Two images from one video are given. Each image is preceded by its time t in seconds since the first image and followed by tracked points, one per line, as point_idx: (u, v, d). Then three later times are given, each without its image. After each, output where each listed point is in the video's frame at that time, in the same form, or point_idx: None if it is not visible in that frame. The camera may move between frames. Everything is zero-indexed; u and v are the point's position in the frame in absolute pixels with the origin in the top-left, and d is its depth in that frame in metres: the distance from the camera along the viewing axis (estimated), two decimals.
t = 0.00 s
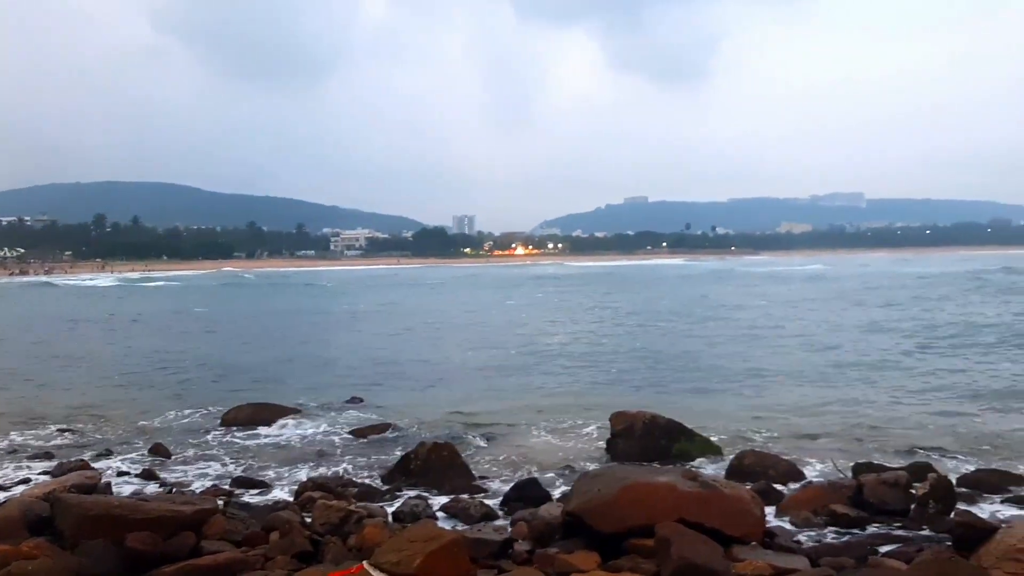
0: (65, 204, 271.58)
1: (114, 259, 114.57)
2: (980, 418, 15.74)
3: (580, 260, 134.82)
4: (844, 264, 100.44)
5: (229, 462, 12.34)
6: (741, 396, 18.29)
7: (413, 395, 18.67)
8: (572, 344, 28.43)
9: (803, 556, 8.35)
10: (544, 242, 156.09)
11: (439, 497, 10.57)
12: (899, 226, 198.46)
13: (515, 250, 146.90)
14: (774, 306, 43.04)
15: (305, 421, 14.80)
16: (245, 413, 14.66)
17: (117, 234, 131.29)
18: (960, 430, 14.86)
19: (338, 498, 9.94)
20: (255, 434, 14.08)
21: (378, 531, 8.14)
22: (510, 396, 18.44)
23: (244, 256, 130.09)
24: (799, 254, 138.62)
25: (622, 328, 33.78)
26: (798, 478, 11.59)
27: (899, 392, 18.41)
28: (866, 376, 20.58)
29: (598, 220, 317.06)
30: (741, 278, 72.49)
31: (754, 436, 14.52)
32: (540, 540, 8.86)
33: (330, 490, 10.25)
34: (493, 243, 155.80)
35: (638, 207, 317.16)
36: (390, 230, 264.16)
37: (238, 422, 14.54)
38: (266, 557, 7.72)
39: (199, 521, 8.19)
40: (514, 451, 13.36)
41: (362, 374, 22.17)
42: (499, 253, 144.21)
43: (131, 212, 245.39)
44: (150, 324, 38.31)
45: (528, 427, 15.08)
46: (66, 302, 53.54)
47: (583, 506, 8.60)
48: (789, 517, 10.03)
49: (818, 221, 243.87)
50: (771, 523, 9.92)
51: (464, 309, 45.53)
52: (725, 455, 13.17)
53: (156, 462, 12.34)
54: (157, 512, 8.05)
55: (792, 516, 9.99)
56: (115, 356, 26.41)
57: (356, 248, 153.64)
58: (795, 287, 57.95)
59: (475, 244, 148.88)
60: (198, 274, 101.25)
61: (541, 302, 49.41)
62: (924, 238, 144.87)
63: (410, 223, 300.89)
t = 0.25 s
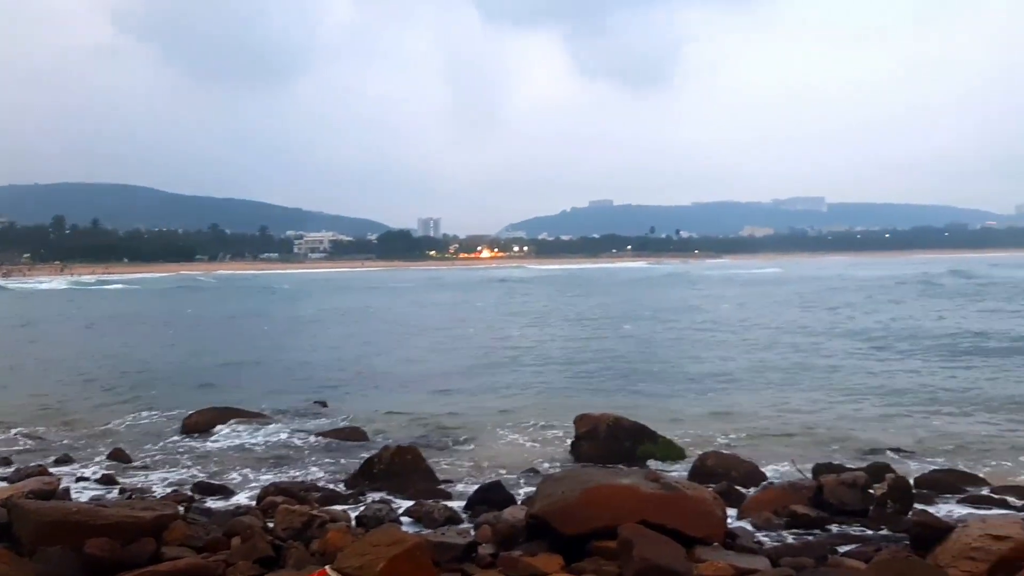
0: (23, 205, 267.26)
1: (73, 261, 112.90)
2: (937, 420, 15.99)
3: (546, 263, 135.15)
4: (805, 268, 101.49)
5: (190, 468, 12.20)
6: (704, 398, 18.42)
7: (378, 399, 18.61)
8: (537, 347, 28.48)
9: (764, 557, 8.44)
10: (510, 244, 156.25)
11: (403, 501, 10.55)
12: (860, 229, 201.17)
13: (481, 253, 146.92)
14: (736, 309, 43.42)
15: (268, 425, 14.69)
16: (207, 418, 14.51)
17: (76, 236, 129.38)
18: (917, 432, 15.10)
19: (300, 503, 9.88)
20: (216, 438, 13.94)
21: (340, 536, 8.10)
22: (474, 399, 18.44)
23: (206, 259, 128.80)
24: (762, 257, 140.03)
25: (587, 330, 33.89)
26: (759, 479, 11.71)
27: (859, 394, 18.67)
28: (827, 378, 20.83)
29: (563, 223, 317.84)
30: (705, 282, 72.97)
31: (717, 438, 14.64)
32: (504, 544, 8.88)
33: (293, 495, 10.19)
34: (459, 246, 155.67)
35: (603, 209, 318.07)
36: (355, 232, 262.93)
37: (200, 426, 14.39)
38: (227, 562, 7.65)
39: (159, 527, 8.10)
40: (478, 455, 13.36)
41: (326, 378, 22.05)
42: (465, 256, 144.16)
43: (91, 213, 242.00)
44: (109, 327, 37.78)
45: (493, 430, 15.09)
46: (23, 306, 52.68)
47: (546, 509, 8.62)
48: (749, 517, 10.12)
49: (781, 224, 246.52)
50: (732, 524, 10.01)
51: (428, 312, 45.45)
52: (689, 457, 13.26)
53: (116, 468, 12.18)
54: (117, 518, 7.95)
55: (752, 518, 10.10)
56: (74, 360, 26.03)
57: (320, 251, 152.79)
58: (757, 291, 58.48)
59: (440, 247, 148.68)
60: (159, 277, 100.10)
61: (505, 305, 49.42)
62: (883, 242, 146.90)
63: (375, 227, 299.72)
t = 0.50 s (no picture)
0: None
1: (30, 264, 111.01)
2: (894, 421, 16.23)
3: (510, 266, 135.33)
4: (765, 270, 102.52)
5: (149, 473, 12.05)
6: (667, 401, 18.53)
7: (341, 403, 18.50)
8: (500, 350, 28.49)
9: (724, 557, 8.53)
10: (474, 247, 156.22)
11: (365, 505, 10.51)
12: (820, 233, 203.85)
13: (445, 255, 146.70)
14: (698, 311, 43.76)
15: (229, 429, 14.54)
16: (167, 423, 14.34)
17: (32, 238, 127.22)
18: (875, 433, 15.31)
19: (261, 508, 9.80)
20: (176, 443, 13.77)
21: (301, 541, 8.05)
22: (438, 403, 18.39)
23: (166, 262, 127.28)
24: (723, 259, 141.29)
25: (551, 333, 33.97)
26: (720, 480, 11.81)
27: (819, 396, 18.90)
28: (787, 380, 21.07)
29: (527, 226, 318.46)
30: (668, 284, 73.38)
31: (679, 440, 14.74)
32: (467, 548, 8.87)
33: (253, 500, 10.11)
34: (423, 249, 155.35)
35: (568, 212, 318.99)
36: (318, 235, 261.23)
37: (159, 432, 14.22)
38: (186, 568, 7.56)
39: (116, 534, 7.99)
40: (442, 458, 13.32)
41: (288, 382, 21.87)
42: (429, 259, 143.85)
43: (48, 215, 238.09)
44: (66, 331, 37.18)
45: (456, 434, 15.06)
46: None
47: (509, 512, 8.63)
48: (711, 518, 10.21)
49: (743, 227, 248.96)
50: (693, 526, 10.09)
51: (391, 315, 45.27)
52: (651, 459, 13.34)
53: (72, 474, 11.99)
54: (73, 525, 7.82)
55: (714, 519, 10.18)
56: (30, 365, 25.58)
57: (282, 254, 151.57)
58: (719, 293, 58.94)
59: (404, 250, 148.25)
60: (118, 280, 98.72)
61: (468, 308, 49.38)
62: (842, 245, 148.81)
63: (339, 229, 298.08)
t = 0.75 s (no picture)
0: None
1: None
2: (865, 424, 16.38)
3: (485, 270, 135.35)
4: (737, 274, 103.13)
5: (119, 479, 11.93)
6: (640, 404, 18.58)
7: (314, 407, 18.40)
8: (475, 354, 28.46)
9: (697, 559, 8.58)
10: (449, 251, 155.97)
11: (338, 510, 10.47)
12: (793, 237, 205.45)
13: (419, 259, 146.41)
14: (670, 315, 43.92)
15: (199, 435, 14.44)
16: (137, 428, 14.21)
17: None
18: (846, 435, 15.45)
19: (233, 513, 9.75)
20: (146, 449, 13.64)
21: (273, 547, 8.01)
22: (411, 407, 18.35)
23: (137, 265, 126.04)
24: (697, 263, 142.03)
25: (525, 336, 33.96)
26: (692, 482, 11.88)
27: (791, 399, 19.04)
28: (759, 383, 21.21)
29: (502, 229, 318.61)
30: (641, 288, 73.61)
31: (653, 443, 14.79)
32: (441, 551, 8.87)
33: (225, 506, 10.05)
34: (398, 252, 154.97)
35: (543, 215, 319.27)
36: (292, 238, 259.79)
37: (130, 437, 14.08)
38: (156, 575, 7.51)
39: (85, 539, 7.92)
40: (416, 463, 13.28)
41: (261, 386, 21.74)
42: (403, 262, 143.51)
43: (17, 218, 235.10)
44: (34, 336, 36.72)
45: (429, 438, 15.03)
46: None
47: (482, 516, 8.64)
48: (683, 520, 10.28)
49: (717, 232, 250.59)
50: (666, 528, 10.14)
51: (365, 319, 45.12)
52: (624, 462, 13.37)
53: (41, 479, 11.85)
54: (42, 531, 7.75)
55: (686, 521, 10.24)
56: None
57: (255, 258, 150.59)
58: (692, 296, 59.19)
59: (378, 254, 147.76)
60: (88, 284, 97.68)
61: (442, 312, 49.29)
62: (814, 249, 150.00)
63: (313, 232, 296.70)
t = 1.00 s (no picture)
0: None
1: None
2: (846, 425, 16.47)
3: (468, 272, 135.38)
4: (720, 276, 103.42)
5: (99, 482, 11.84)
6: (623, 406, 18.61)
7: (296, 410, 18.33)
8: (458, 356, 28.44)
9: (680, 561, 8.61)
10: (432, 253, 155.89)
11: (320, 513, 10.43)
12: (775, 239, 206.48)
13: (403, 261, 146.32)
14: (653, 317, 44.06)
15: (181, 437, 14.35)
16: (118, 430, 14.11)
17: None
18: (827, 437, 15.53)
19: (215, 516, 9.70)
20: (127, 452, 13.54)
21: (255, 550, 7.97)
22: (395, 409, 18.30)
23: (118, 267, 125.31)
24: (679, 265, 142.60)
25: (508, 339, 33.94)
26: (675, 483, 11.91)
27: (774, 401, 19.11)
28: (742, 385, 21.28)
29: (486, 231, 318.80)
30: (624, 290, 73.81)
31: (636, 444, 14.82)
32: (424, 554, 8.85)
33: (207, 509, 9.99)
34: (381, 254, 154.71)
35: (527, 218, 319.63)
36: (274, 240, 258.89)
37: (111, 439, 13.98)
38: None
39: (65, 543, 7.86)
40: (399, 466, 13.25)
41: (243, 389, 21.63)
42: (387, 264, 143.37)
43: None
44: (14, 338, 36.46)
45: (413, 440, 14.99)
46: None
47: (466, 518, 8.63)
48: (668, 522, 10.30)
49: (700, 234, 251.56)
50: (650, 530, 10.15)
51: (348, 321, 45.02)
52: (607, 463, 13.39)
53: (20, 483, 11.74)
54: (21, 535, 7.68)
55: (670, 523, 10.27)
56: None
57: (237, 260, 150.05)
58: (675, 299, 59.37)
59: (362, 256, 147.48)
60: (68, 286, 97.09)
61: (425, 314, 49.24)
62: (796, 251, 150.85)
63: (296, 235, 295.74)
